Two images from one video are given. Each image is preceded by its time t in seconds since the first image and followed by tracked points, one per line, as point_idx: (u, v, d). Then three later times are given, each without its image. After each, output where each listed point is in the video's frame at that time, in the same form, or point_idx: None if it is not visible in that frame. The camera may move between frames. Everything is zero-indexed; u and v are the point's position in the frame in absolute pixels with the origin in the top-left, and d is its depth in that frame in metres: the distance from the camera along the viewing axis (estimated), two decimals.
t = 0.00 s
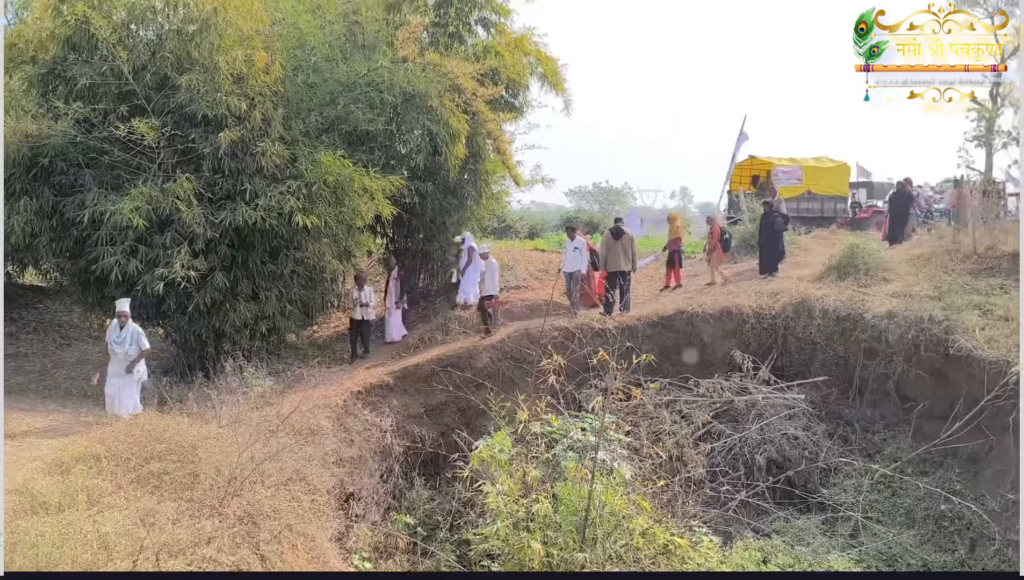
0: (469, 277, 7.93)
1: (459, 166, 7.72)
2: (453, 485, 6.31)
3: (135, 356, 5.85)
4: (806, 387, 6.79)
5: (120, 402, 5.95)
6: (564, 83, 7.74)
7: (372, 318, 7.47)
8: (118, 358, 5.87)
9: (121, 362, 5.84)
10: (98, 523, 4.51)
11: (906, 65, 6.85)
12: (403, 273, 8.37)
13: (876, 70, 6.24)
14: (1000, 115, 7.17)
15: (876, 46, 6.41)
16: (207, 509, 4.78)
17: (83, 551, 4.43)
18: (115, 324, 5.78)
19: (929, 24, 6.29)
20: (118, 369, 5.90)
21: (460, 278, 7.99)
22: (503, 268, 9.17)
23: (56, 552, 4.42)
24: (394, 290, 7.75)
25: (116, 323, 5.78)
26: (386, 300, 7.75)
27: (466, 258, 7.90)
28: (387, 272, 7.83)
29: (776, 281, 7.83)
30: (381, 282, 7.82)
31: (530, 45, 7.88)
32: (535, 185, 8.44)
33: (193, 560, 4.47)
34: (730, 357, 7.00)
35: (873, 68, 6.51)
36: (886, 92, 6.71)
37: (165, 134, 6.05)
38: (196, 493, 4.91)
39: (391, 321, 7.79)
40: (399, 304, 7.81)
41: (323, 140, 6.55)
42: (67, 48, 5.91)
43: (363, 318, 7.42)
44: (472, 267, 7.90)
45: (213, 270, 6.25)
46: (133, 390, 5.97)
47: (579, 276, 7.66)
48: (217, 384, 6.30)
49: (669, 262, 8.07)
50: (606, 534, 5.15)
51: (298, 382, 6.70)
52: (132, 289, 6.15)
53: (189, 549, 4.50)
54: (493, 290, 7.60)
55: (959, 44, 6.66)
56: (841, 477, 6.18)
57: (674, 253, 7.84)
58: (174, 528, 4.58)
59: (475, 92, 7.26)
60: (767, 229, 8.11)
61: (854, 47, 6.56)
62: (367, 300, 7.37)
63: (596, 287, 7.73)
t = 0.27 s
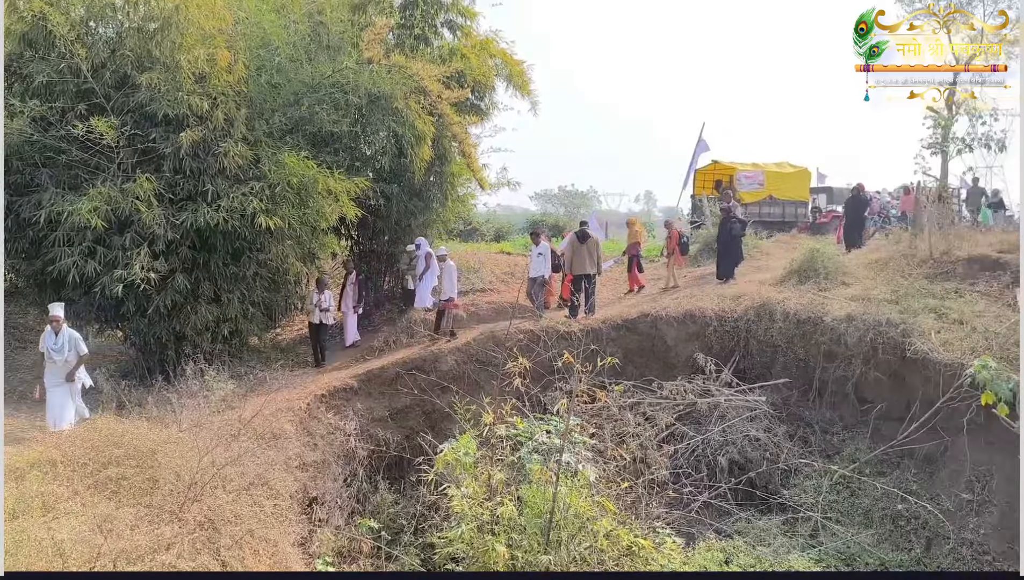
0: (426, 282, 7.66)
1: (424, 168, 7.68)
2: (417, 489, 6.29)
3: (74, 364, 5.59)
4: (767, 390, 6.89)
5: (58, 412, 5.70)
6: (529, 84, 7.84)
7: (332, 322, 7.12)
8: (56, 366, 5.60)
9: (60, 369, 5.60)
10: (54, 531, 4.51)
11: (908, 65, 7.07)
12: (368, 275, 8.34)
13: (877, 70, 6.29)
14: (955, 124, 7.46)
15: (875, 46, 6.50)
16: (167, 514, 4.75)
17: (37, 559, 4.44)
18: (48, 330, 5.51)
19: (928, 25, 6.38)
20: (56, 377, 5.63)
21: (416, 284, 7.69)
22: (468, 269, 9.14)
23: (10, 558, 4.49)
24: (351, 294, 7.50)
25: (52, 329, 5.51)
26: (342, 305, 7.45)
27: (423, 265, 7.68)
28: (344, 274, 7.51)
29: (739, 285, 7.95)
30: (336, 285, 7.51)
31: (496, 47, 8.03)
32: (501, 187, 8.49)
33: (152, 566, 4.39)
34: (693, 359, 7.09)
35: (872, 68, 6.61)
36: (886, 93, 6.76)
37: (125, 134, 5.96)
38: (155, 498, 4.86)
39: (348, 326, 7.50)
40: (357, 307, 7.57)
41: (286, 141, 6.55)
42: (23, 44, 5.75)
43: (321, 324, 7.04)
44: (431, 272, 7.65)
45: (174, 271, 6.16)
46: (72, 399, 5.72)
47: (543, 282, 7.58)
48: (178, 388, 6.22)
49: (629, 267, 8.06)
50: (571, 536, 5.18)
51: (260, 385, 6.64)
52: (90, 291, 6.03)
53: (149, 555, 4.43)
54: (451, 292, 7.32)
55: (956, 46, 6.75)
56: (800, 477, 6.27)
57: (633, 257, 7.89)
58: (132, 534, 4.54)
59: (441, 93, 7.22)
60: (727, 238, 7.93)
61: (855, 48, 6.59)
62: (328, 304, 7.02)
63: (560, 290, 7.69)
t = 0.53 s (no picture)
0: (400, 285, 7.57)
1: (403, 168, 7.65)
2: (397, 490, 6.26)
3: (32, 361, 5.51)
4: (744, 390, 6.95)
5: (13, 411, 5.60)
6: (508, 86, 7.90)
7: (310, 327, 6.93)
8: (11, 365, 5.47)
9: (16, 368, 5.50)
10: (27, 534, 4.46)
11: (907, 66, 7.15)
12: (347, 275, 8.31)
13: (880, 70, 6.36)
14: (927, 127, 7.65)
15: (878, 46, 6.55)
16: (143, 517, 4.70)
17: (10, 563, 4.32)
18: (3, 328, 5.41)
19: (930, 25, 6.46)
20: (11, 377, 5.51)
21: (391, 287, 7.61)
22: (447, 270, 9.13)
23: None
24: (325, 297, 7.36)
25: (7, 327, 5.40)
26: (317, 309, 7.30)
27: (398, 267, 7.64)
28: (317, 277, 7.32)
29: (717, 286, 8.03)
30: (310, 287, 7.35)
31: (475, 47, 7.97)
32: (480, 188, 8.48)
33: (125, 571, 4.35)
34: (672, 360, 7.14)
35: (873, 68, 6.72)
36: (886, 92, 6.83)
37: (101, 132, 5.89)
38: (131, 501, 4.80)
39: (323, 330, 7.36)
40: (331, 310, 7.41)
41: (264, 140, 6.52)
42: None
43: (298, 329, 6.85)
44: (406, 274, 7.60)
45: (150, 272, 6.11)
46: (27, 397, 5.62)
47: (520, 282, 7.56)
48: (154, 390, 6.16)
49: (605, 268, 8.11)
50: (550, 536, 5.19)
51: (238, 387, 6.60)
52: (65, 292, 5.95)
53: (122, 559, 4.37)
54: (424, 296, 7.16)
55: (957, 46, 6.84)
56: (778, 477, 6.32)
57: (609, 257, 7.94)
58: (107, 538, 4.48)
59: (420, 94, 7.16)
60: (703, 238, 8.06)
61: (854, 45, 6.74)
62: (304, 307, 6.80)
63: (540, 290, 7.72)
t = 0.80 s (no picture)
0: (375, 285, 7.49)
1: (385, 167, 7.65)
2: (378, 489, 6.24)
3: None
4: (725, 387, 7.00)
5: None
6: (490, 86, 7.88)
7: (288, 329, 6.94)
8: None
9: None
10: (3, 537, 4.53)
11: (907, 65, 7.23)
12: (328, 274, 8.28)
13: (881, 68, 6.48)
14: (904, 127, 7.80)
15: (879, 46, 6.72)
16: (121, 519, 4.65)
17: None
18: None
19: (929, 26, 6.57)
20: None
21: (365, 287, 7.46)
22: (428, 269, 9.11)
23: None
24: (302, 299, 7.33)
25: None
26: (294, 310, 7.27)
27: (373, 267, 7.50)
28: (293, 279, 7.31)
29: (697, 284, 8.09)
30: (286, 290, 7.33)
31: (455, 47, 8.02)
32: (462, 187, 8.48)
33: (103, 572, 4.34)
34: (653, 358, 7.18)
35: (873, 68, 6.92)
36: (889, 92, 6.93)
37: (77, 130, 5.81)
38: (109, 502, 4.74)
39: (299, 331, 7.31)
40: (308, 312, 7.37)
41: (243, 138, 6.47)
42: None
43: (275, 332, 6.87)
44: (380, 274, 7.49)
45: (128, 271, 6.05)
46: None
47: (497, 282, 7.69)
48: (132, 390, 6.12)
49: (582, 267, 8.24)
50: (532, 534, 5.15)
51: (217, 387, 6.56)
52: (40, 291, 5.87)
53: (99, 561, 4.36)
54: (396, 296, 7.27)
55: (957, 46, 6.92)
56: (758, 474, 6.37)
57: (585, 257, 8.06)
58: (84, 540, 4.43)
59: (401, 92, 7.17)
60: (676, 239, 8.13)
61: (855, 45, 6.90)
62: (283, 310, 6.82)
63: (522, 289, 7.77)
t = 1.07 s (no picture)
0: (355, 288, 7.44)
1: (371, 165, 7.66)
2: (365, 488, 6.23)
3: None
4: (711, 384, 7.05)
5: None
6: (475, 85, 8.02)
7: (270, 330, 6.87)
8: None
9: None
10: None
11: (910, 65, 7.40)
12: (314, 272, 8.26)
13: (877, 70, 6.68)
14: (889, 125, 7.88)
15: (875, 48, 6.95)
16: (105, 519, 4.61)
17: None
18: None
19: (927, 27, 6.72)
20: None
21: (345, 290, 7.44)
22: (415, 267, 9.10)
23: None
24: (284, 300, 7.25)
25: None
26: (275, 311, 7.18)
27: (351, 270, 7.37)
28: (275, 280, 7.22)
29: (684, 282, 8.14)
30: (267, 290, 7.23)
31: (442, 45, 8.09)
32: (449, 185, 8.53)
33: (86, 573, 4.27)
34: (639, 355, 7.22)
35: (871, 69, 7.15)
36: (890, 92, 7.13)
37: (60, 127, 5.76)
38: (93, 502, 4.72)
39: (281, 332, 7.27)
40: (290, 313, 7.32)
41: (228, 136, 6.45)
42: None
43: (257, 333, 6.78)
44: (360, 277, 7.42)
45: (112, 269, 6.02)
46: None
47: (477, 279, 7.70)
48: (116, 389, 6.10)
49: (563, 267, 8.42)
50: (519, 532, 5.16)
51: (203, 387, 6.56)
52: (23, 290, 5.82)
53: (83, 562, 4.29)
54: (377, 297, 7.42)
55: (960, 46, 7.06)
56: (744, 470, 6.41)
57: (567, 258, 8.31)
58: (68, 540, 4.39)
59: (387, 90, 7.15)
60: (653, 239, 8.31)
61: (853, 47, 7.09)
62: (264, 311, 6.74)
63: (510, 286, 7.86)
